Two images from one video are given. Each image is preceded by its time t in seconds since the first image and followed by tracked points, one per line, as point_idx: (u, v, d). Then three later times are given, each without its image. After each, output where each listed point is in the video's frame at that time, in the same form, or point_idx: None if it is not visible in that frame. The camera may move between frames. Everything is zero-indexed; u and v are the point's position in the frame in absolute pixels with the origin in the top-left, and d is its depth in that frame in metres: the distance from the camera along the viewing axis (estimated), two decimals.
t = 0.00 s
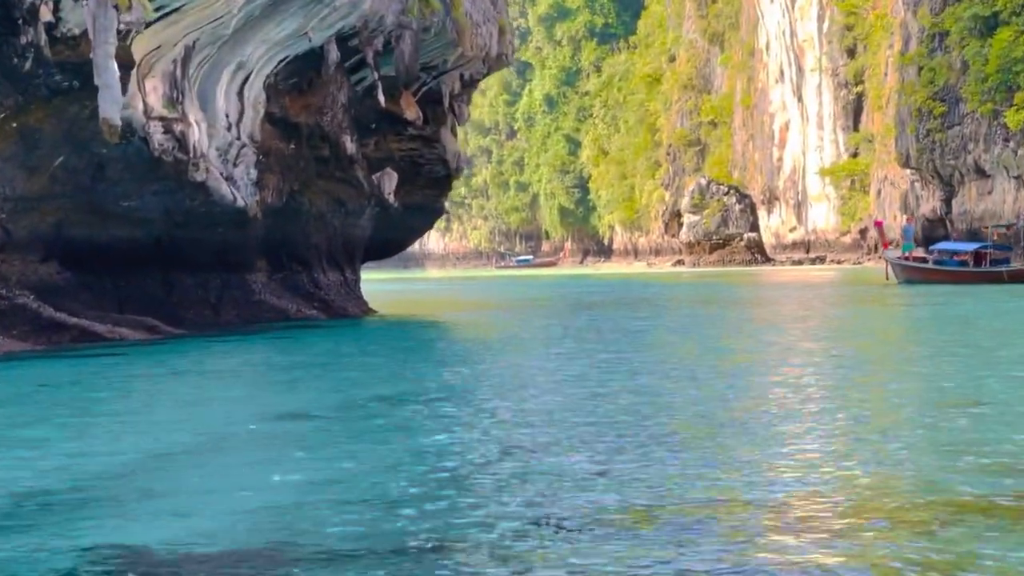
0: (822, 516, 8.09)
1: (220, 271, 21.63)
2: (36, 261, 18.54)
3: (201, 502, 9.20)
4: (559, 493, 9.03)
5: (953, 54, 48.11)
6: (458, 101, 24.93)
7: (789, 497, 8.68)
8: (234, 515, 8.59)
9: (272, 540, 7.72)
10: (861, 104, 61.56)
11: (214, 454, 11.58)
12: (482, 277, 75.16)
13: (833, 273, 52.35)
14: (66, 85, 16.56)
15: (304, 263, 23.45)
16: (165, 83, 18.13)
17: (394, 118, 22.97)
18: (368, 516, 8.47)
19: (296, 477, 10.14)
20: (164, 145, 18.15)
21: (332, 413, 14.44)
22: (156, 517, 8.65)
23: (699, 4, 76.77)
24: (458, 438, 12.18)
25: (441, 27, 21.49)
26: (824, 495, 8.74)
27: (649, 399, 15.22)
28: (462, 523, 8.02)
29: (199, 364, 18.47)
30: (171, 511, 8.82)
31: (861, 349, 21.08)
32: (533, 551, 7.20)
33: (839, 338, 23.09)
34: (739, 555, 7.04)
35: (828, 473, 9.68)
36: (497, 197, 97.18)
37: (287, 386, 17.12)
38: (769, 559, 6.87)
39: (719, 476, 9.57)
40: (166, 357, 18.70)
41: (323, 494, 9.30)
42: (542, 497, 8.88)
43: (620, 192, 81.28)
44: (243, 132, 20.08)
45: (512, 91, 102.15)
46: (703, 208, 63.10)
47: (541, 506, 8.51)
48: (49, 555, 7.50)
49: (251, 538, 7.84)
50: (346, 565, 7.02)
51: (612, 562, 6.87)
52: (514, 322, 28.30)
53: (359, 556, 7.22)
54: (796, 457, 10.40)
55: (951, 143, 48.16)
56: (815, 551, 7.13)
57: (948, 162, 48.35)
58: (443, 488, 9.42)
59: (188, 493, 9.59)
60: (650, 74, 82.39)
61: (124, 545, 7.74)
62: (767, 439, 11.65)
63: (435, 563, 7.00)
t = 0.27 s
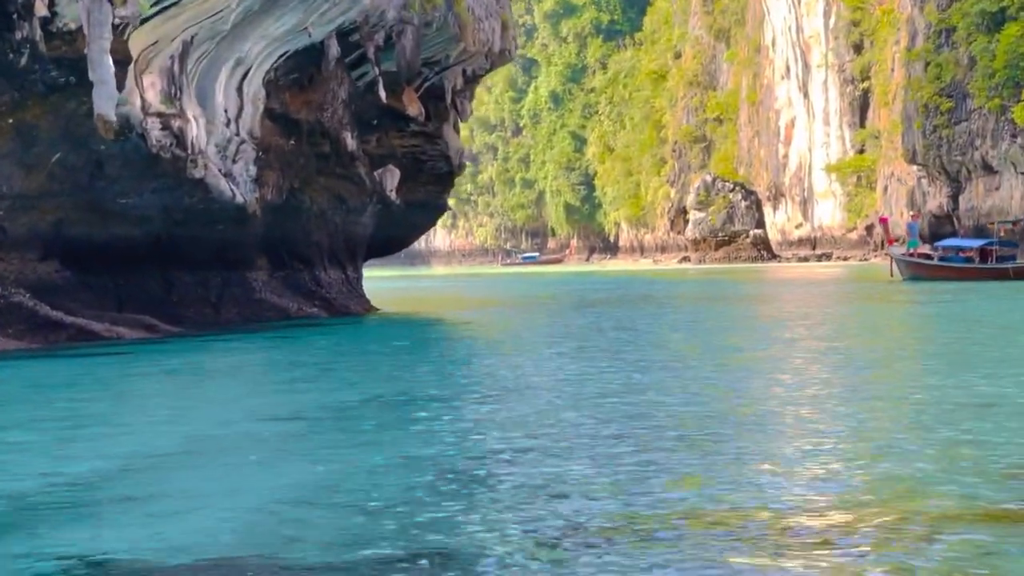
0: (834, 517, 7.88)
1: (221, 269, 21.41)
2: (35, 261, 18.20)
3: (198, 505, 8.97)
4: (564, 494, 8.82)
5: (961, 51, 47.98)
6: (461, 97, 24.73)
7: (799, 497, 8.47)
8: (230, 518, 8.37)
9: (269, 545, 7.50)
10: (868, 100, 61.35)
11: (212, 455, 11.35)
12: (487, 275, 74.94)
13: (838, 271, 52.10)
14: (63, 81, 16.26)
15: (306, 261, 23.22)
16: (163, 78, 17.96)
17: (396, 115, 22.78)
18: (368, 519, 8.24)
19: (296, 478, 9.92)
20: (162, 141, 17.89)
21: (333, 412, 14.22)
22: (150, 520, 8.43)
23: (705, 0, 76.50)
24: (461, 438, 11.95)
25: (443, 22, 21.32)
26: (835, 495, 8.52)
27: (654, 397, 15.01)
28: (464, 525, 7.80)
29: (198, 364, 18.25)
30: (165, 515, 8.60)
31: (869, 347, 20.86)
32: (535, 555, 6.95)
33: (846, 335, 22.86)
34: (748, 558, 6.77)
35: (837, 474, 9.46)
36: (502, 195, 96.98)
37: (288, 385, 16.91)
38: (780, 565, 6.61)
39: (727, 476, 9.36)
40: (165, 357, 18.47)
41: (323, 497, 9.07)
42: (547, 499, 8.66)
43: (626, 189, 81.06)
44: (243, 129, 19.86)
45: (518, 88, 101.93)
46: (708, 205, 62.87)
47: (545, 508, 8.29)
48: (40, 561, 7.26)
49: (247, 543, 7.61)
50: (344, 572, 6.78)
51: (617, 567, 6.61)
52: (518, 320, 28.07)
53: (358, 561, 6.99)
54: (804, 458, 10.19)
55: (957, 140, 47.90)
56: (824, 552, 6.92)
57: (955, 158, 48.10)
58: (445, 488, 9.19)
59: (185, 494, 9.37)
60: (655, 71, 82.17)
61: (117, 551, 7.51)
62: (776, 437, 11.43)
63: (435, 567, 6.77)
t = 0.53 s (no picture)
0: (849, 522, 7.65)
1: (220, 267, 21.19)
2: (32, 259, 18.05)
3: (193, 507, 8.73)
4: (569, 498, 8.59)
5: (967, 47, 47.71)
6: (462, 93, 24.53)
7: (811, 502, 8.24)
8: (226, 522, 8.14)
9: (264, 550, 7.26)
10: (874, 97, 61.15)
11: (211, 456, 11.12)
12: (493, 272, 74.69)
13: (845, 268, 51.84)
14: (58, 77, 16.25)
15: (306, 259, 22.99)
16: (161, 75, 17.69)
17: (397, 111, 22.58)
18: (368, 523, 8.01)
19: (295, 480, 9.68)
20: (160, 139, 17.64)
21: (335, 413, 13.98)
22: (143, 523, 8.19)
23: None
24: (465, 438, 11.72)
25: (444, 18, 21.13)
26: (849, 499, 8.29)
27: (661, 398, 14.78)
28: (465, 530, 7.56)
29: (197, 364, 18.03)
30: (160, 517, 8.36)
31: (877, 345, 20.63)
32: (538, 562, 6.70)
33: (854, 334, 22.64)
34: (760, 569, 6.50)
35: (850, 477, 9.23)
36: (509, 192, 96.75)
37: (289, 384, 16.67)
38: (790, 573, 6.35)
39: (737, 479, 9.13)
40: (165, 357, 18.25)
41: (322, 499, 8.83)
42: (553, 503, 8.42)
43: (632, 187, 80.84)
44: (242, 126, 19.61)
45: (523, 86, 101.73)
46: (715, 203, 62.52)
47: (550, 512, 8.05)
48: (28, 567, 7.03)
49: (242, 548, 7.38)
50: None
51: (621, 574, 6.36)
52: (522, 318, 27.82)
53: (354, 568, 6.76)
54: (816, 460, 9.95)
55: (964, 136, 47.63)
56: (836, 561, 6.68)
57: (961, 156, 47.84)
58: (447, 492, 8.96)
59: (180, 497, 9.13)
60: (661, 68, 81.91)
61: (106, 555, 7.27)
62: (785, 439, 11.20)
63: (435, 575, 6.53)
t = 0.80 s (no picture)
0: (854, 528, 7.43)
1: (211, 266, 20.95)
2: (19, 257, 17.88)
3: (180, 509, 8.51)
4: (563, 502, 8.33)
5: (964, 43, 47.46)
6: (455, 90, 24.31)
7: (815, 507, 8.02)
8: (214, 524, 7.91)
9: (251, 553, 7.03)
10: (871, 94, 60.98)
11: (200, 456, 10.89)
12: (490, 270, 74.48)
13: (841, 266, 51.65)
14: (44, 72, 15.84)
15: (298, 257, 22.76)
16: (149, 70, 17.45)
17: (389, 108, 22.37)
18: (359, 526, 7.78)
19: (286, 482, 9.46)
20: (147, 135, 17.39)
21: (328, 412, 13.75)
22: (128, 525, 7.96)
23: None
24: (459, 438, 11.50)
25: (436, 12, 20.91)
26: (854, 505, 8.08)
27: (659, 399, 14.56)
28: (457, 533, 7.34)
29: (187, 363, 17.79)
30: (146, 520, 8.12)
31: (875, 343, 20.43)
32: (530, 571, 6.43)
33: (854, 332, 22.45)
34: None
35: (854, 482, 8.98)
36: (505, 189, 96.57)
37: (281, 383, 16.44)
38: None
39: (736, 483, 8.92)
40: (154, 356, 18.02)
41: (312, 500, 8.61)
42: (550, 505, 8.19)
43: (629, 184, 80.65)
44: (232, 123, 19.37)
45: (519, 82, 101.48)
46: (712, 200, 62.25)
47: (546, 516, 7.83)
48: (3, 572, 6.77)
49: (228, 553, 7.13)
50: None
51: None
52: (515, 316, 27.62)
53: None
54: (817, 463, 9.74)
55: (962, 133, 47.41)
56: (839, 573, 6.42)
57: (959, 153, 47.63)
58: (441, 493, 8.73)
59: (168, 499, 8.91)
60: (658, 65, 81.70)
61: (88, 557, 7.04)
62: (785, 442, 10.98)
63: None
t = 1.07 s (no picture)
0: (864, 537, 7.19)
1: (199, 267, 20.73)
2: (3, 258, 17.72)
3: (169, 520, 8.26)
4: (549, 510, 8.12)
5: (959, 43, 47.23)
6: (447, 89, 24.10)
7: (824, 516, 7.79)
8: (201, 537, 7.67)
9: (225, 565, 6.85)
10: (866, 94, 60.80)
11: (192, 463, 10.63)
12: (485, 271, 74.26)
13: (837, 266, 51.43)
14: (26, 71, 15.60)
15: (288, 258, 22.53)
16: (135, 68, 17.25)
17: (381, 106, 22.15)
18: (348, 540, 7.54)
19: (278, 490, 9.21)
20: (134, 135, 17.11)
21: (323, 417, 13.51)
22: (114, 538, 7.72)
23: None
24: (455, 444, 11.26)
25: (427, 11, 20.69)
26: (862, 512, 7.86)
27: (658, 401, 14.30)
28: (452, 548, 7.10)
29: (177, 366, 17.56)
30: (131, 532, 7.88)
31: (874, 344, 20.21)
32: None
33: (851, 333, 22.22)
34: None
35: (847, 488, 8.78)
36: (500, 190, 96.37)
37: (274, 387, 16.20)
38: None
39: (740, 490, 8.66)
40: (140, 358, 17.84)
41: (305, 511, 8.36)
42: (548, 515, 7.94)
43: (624, 184, 80.42)
44: (220, 122, 19.14)
45: (515, 83, 101.25)
46: (706, 200, 62.01)
47: (547, 527, 7.58)
48: None
49: (204, 566, 6.93)
50: None
51: None
52: (509, 317, 27.37)
53: None
54: (823, 470, 9.49)
55: (957, 133, 47.19)
56: None
57: (954, 153, 47.40)
58: (439, 502, 8.47)
59: (157, 508, 8.67)
60: (654, 66, 81.44)
61: (71, 574, 6.81)
62: (789, 447, 10.73)
63: None
